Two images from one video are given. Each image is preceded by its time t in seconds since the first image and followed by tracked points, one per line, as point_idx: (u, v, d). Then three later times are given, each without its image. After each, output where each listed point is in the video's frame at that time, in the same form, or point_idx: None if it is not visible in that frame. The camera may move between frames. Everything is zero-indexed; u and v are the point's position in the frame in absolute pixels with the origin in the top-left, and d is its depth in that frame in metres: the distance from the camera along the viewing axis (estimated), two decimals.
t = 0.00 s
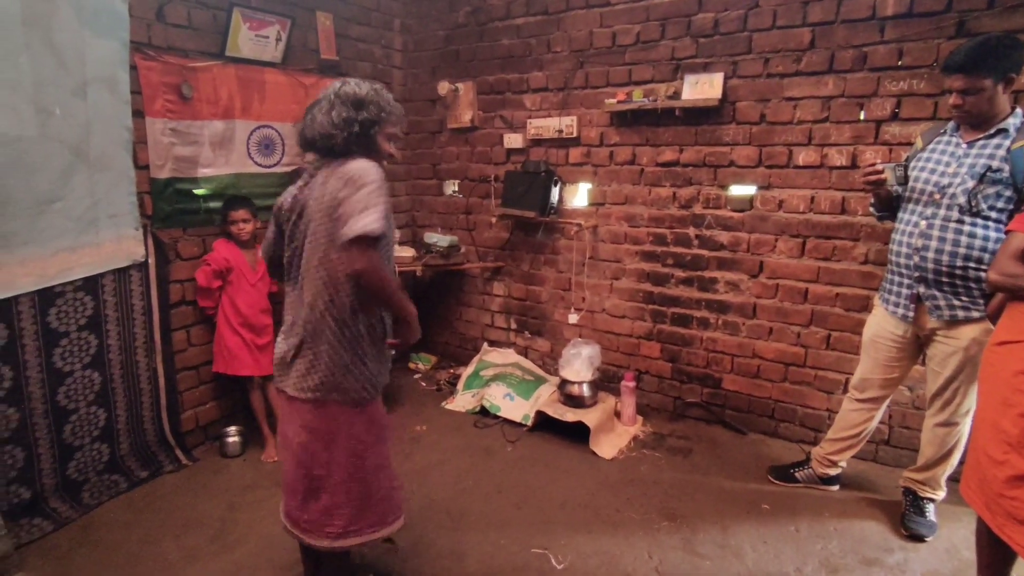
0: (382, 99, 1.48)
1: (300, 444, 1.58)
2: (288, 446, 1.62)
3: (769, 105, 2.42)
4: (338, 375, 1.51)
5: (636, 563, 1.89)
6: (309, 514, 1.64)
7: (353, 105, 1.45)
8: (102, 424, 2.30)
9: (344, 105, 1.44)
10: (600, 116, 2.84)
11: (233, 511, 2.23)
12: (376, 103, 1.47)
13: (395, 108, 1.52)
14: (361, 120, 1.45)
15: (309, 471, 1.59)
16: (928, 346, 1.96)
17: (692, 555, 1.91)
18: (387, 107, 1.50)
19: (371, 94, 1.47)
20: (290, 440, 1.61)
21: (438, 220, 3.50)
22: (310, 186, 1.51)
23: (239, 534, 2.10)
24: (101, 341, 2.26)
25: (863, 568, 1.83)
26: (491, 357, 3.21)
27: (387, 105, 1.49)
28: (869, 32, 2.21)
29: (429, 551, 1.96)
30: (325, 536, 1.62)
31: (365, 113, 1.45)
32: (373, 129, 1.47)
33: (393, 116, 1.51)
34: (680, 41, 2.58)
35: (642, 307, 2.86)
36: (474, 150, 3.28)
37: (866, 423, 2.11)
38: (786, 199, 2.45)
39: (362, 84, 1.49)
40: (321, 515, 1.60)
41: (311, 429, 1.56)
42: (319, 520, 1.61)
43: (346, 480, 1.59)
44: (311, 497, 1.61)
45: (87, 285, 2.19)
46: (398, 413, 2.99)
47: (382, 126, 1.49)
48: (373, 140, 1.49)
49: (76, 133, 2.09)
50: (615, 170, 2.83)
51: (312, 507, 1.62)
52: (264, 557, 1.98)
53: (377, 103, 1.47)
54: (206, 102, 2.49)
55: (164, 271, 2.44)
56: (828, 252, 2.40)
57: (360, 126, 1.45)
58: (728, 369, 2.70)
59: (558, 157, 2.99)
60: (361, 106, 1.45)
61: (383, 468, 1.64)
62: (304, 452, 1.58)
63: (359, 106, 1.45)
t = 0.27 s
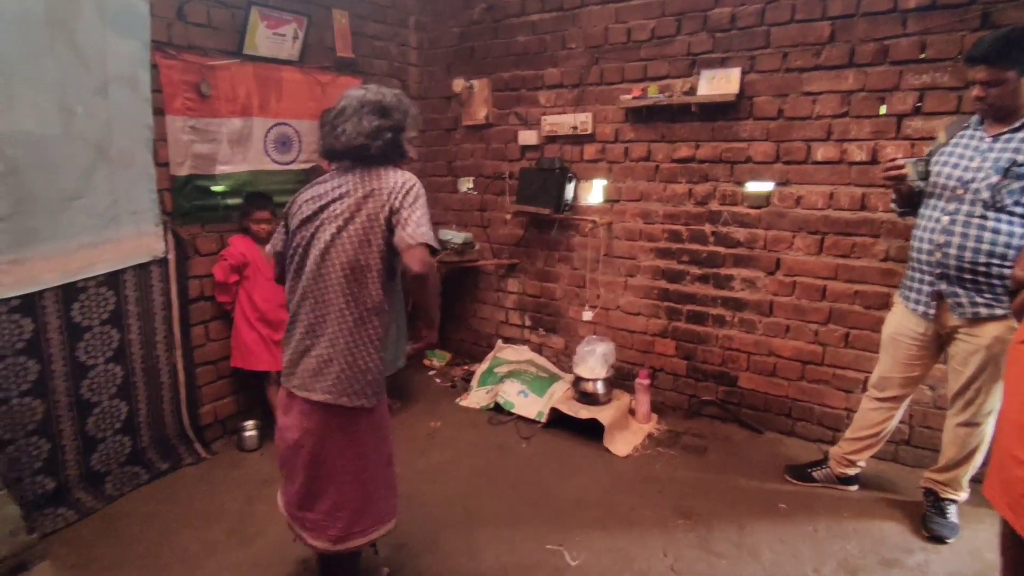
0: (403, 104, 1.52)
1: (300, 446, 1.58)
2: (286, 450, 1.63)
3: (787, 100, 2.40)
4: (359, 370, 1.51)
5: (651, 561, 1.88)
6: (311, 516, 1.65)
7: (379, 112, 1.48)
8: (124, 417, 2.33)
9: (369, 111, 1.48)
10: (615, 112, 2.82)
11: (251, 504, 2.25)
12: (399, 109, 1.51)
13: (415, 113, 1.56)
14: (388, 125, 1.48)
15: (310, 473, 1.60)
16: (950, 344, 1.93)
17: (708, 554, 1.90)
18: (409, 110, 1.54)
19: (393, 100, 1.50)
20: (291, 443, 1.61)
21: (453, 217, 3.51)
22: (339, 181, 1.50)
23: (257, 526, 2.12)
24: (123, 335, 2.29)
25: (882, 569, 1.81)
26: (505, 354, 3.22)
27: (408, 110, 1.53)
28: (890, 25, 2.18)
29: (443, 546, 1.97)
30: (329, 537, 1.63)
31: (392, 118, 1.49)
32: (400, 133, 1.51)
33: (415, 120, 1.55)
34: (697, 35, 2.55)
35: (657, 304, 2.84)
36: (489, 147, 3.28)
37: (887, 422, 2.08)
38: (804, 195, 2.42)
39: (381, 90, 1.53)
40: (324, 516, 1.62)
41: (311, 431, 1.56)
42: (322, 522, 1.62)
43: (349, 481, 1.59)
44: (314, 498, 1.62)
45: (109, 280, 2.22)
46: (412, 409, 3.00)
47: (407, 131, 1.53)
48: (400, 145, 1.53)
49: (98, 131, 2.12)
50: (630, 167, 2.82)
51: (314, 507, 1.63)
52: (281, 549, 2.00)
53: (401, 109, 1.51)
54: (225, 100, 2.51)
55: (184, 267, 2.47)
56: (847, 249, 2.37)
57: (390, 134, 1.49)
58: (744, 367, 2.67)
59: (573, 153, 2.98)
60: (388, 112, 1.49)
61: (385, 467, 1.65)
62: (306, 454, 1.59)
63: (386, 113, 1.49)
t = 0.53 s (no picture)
0: (433, 103, 1.53)
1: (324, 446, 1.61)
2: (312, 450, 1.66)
3: (816, 92, 2.36)
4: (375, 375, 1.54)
5: (675, 559, 1.87)
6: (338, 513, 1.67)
7: (410, 110, 1.49)
8: (155, 408, 2.39)
9: (401, 109, 1.48)
10: (638, 106, 2.80)
11: (277, 495, 2.29)
12: (429, 108, 1.52)
13: (442, 112, 1.57)
14: (419, 123, 1.49)
15: (335, 472, 1.63)
16: (985, 342, 1.88)
17: (733, 553, 1.88)
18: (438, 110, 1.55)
19: (424, 99, 1.51)
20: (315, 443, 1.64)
21: (475, 213, 3.51)
22: (343, 190, 1.49)
23: (283, 517, 2.16)
24: (154, 328, 2.34)
25: (913, 571, 1.78)
26: (527, 350, 3.21)
27: (437, 109, 1.55)
28: (925, 15, 2.13)
29: (466, 540, 1.98)
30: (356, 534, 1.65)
31: (422, 117, 1.50)
32: (428, 133, 1.53)
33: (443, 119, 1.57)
34: (722, 28, 2.52)
35: (681, 301, 2.82)
36: (511, 143, 3.28)
37: (919, 422, 2.04)
38: (833, 190, 2.38)
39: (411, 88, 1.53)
40: (351, 514, 1.64)
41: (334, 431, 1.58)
42: (349, 519, 1.65)
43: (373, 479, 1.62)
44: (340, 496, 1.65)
45: (141, 274, 2.27)
46: (435, 403, 3.01)
47: (436, 130, 1.55)
48: (429, 143, 1.55)
49: (130, 129, 2.17)
50: (653, 162, 2.80)
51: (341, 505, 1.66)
52: (307, 541, 2.03)
53: (431, 108, 1.52)
54: (252, 97, 2.54)
55: (212, 262, 2.51)
56: (878, 245, 2.33)
57: (420, 133, 1.51)
58: (769, 365, 2.64)
59: (596, 148, 2.96)
60: (418, 112, 1.50)
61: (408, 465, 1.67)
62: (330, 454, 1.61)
63: (416, 112, 1.49)
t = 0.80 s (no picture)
0: (460, 103, 1.49)
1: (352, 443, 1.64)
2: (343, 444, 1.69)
3: (853, 84, 2.30)
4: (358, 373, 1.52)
5: (704, 558, 1.85)
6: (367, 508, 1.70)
7: (433, 110, 1.45)
8: (188, 398, 2.43)
9: (424, 108, 1.45)
10: (668, 100, 2.76)
11: (307, 486, 2.32)
12: (455, 109, 1.48)
13: (469, 111, 1.52)
14: (441, 123, 1.46)
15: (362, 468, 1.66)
16: None
17: (764, 554, 1.85)
18: (465, 110, 1.50)
19: (450, 99, 1.47)
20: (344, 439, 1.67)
21: (501, 207, 3.51)
22: (367, 184, 1.51)
23: (312, 507, 2.18)
24: (188, 320, 2.38)
25: None
26: (552, 346, 3.21)
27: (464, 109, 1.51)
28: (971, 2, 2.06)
29: (492, 535, 1.98)
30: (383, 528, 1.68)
31: (444, 117, 1.46)
32: (451, 133, 1.49)
33: (471, 120, 1.52)
34: (755, 19, 2.47)
35: (710, 297, 2.78)
36: (538, 138, 3.26)
37: (959, 425, 1.98)
38: (871, 184, 2.32)
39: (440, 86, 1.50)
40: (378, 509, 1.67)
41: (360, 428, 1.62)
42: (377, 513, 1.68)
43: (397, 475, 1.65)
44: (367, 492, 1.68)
45: (176, 267, 2.31)
46: (460, 398, 3.02)
47: (461, 131, 1.51)
48: (452, 144, 1.51)
49: (167, 124, 2.21)
50: (683, 156, 2.76)
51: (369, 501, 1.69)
52: (335, 531, 2.05)
53: (457, 109, 1.48)
54: (283, 93, 2.57)
55: (244, 256, 2.55)
56: (918, 241, 2.26)
57: (440, 134, 1.47)
58: (801, 364, 2.59)
59: (624, 143, 2.93)
60: (441, 112, 1.46)
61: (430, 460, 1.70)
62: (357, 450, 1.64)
63: (438, 113, 1.45)
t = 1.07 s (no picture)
0: (480, 98, 1.42)
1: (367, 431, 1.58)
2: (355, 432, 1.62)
3: (893, 73, 2.23)
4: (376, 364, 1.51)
5: (733, 556, 1.82)
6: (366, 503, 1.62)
7: (448, 104, 1.40)
8: (220, 387, 2.47)
9: (440, 103, 1.40)
10: (698, 91, 2.72)
11: (334, 476, 2.34)
12: (474, 102, 1.41)
13: (491, 104, 1.44)
14: (456, 119, 1.40)
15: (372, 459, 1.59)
16: None
17: (794, 554, 1.82)
18: (486, 105, 1.43)
19: (468, 91, 1.41)
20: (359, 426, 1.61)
21: (526, 201, 3.49)
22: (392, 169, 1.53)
23: (340, 497, 2.20)
24: (219, 310, 2.41)
25: None
26: (577, 340, 3.19)
27: (485, 104, 1.43)
28: None
29: (517, 528, 1.98)
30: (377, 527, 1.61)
31: (460, 113, 1.40)
32: (469, 129, 1.42)
33: (493, 116, 1.44)
34: (790, 7, 2.41)
35: (739, 293, 2.73)
36: (564, 131, 3.24)
37: (1002, 426, 1.92)
38: (910, 176, 2.25)
39: (461, 80, 1.44)
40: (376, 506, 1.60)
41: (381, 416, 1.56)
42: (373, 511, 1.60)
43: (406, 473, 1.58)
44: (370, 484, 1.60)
45: (209, 259, 2.34)
46: (485, 391, 3.02)
47: (480, 127, 1.44)
48: (470, 141, 1.45)
49: (201, 118, 2.23)
50: (713, 149, 2.71)
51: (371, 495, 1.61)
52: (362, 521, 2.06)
53: (475, 104, 1.41)
54: (312, 86, 2.58)
55: (274, 248, 2.57)
56: (960, 235, 2.19)
57: (457, 129, 1.42)
58: (833, 361, 2.54)
59: (651, 135, 2.89)
60: (457, 107, 1.40)
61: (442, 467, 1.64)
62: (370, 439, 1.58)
63: (454, 106, 1.40)
